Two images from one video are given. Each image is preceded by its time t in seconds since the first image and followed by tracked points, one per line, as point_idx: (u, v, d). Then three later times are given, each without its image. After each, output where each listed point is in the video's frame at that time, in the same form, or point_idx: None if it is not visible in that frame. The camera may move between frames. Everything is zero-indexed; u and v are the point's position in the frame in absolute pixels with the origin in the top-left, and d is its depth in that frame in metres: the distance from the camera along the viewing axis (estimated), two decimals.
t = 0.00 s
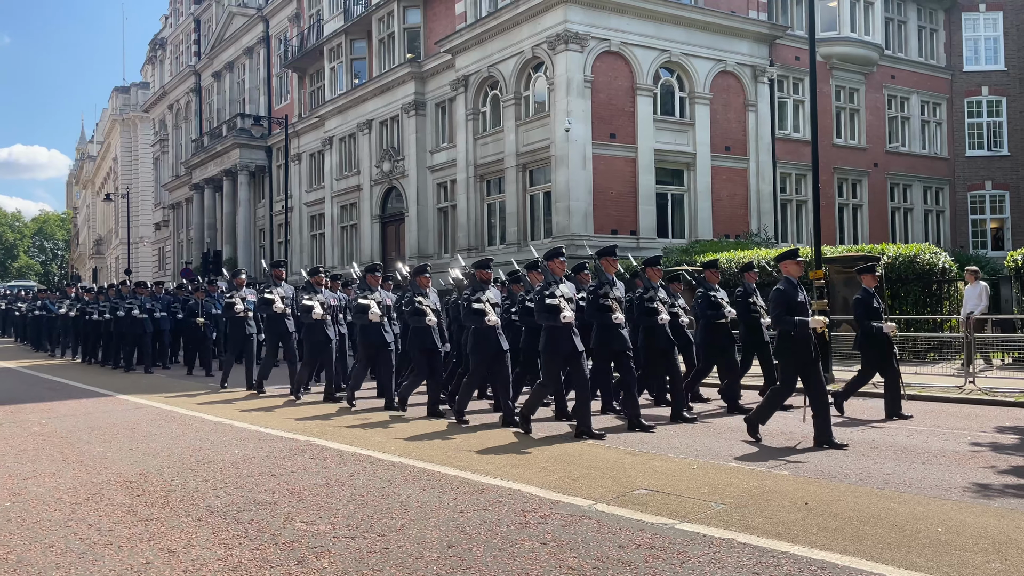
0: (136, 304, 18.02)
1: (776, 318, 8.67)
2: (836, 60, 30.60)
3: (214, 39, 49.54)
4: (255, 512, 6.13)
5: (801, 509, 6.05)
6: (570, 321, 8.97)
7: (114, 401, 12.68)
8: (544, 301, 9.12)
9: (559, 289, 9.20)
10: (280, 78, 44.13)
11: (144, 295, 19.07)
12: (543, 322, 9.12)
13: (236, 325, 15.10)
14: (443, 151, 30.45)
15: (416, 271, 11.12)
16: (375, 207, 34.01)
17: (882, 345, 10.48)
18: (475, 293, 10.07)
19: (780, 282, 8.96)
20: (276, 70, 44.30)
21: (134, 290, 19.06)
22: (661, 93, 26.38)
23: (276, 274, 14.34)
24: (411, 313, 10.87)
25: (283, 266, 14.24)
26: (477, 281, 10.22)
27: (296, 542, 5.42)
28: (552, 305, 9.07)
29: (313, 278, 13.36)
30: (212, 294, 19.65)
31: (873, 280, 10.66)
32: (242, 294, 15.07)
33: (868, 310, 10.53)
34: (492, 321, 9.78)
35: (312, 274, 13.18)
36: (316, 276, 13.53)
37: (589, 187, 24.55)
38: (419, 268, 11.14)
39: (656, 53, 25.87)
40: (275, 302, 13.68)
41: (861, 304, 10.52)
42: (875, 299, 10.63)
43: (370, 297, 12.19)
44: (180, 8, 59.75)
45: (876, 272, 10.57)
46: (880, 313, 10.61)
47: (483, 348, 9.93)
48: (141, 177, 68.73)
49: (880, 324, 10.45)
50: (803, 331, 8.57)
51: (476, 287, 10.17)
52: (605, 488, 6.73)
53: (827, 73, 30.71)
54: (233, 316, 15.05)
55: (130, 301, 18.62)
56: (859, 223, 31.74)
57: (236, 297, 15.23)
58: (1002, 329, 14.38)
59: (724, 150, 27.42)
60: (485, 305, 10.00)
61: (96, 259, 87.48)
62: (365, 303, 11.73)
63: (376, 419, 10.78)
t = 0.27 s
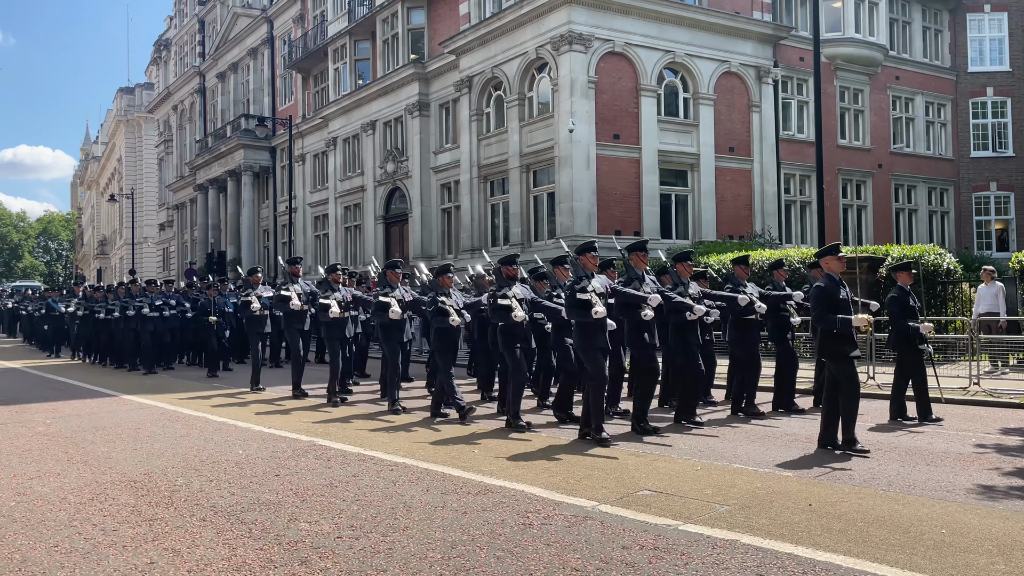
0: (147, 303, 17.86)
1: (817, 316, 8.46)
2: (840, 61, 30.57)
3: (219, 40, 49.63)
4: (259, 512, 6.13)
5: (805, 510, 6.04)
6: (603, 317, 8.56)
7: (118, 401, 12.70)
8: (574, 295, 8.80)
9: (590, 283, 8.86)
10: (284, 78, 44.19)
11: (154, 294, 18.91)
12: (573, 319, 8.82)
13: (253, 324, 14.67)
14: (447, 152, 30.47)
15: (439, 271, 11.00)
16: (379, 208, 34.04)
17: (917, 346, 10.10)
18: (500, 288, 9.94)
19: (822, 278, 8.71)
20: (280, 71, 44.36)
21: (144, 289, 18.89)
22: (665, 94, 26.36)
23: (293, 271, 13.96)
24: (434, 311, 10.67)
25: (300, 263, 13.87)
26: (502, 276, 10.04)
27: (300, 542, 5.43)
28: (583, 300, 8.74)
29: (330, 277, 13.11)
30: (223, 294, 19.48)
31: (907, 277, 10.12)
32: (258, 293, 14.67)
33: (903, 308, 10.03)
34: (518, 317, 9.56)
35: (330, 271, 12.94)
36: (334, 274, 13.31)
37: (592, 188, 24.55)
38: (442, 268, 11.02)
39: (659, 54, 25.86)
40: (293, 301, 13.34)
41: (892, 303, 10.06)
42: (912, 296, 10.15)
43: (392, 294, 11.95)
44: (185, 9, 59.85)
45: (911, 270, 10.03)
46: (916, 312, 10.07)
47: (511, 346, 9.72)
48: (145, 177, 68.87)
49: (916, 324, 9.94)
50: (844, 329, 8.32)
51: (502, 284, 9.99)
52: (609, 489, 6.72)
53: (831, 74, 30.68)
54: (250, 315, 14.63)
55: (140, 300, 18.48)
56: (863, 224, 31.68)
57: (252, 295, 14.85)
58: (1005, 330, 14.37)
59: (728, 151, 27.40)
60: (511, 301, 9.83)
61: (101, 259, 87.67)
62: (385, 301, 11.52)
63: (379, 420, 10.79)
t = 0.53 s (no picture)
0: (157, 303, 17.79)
1: (862, 322, 8.00)
2: (845, 62, 30.53)
3: (224, 40, 49.72)
4: (264, 513, 6.14)
5: (810, 512, 6.03)
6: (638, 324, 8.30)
7: (123, 401, 12.73)
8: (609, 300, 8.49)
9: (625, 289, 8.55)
10: (289, 79, 44.27)
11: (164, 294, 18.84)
12: (608, 326, 8.52)
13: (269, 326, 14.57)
14: (451, 153, 30.49)
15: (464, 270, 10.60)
16: (383, 208, 34.07)
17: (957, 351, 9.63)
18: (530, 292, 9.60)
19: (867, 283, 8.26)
20: (285, 72, 44.45)
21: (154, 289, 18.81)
22: (669, 94, 26.34)
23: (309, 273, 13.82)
24: (461, 312, 10.40)
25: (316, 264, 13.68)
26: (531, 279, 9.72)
27: (305, 542, 5.43)
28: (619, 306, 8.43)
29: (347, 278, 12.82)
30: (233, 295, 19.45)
31: (946, 279, 9.80)
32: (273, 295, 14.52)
33: (942, 313, 9.62)
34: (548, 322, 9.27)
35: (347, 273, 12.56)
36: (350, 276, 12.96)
37: (596, 189, 24.54)
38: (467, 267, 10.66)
39: (664, 54, 25.84)
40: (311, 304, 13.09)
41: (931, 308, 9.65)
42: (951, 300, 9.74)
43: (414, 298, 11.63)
44: (190, 9, 59.98)
45: (949, 271, 9.83)
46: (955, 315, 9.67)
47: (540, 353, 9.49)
48: (150, 177, 69.00)
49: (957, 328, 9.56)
50: (893, 336, 7.85)
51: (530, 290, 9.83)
52: (613, 490, 6.72)
53: (836, 75, 30.64)
54: (265, 317, 14.54)
55: (150, 301, 18.42)
56: (868, 226, 31.61)
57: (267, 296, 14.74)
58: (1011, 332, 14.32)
59: (732, 152, 27.38)
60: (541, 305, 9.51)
61: (106, 259, 87.83)
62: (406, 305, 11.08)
63: (383, 420, 10.80)
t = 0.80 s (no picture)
0: (169, 302, 17.63)
1: (914, 317, 7.79)
2: (851, 63, 30.49)
3: (230, 40, 49.80)
4: (268, 512, 6.14)
5: (814, 514, 6.02)
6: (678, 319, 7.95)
7: (127, 399, 12.75)
8: (645, 293, 8.15)
9: (663, 281, 8.20)
10: (294, 79, 44.32)
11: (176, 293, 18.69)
12: (643, 319, 8.16)
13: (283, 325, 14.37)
14: (456, 153, 30.50)
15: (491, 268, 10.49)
16: (387, 208, 34.09)
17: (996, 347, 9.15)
18: (559, 288, 9.24)
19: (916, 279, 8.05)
20: (290, 72, 44.53)
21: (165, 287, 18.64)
22: (674, 95, 26.31)
23: (324, 270, 13.60)
24: (488, 311, 10.21)
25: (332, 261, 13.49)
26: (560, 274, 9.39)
27: (309, 542, 5.43)
28: (657, 299, 8.09)
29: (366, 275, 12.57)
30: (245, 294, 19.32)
31: (986, 279, 9.70)
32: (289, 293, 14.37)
33: (982, 312, 9.51)
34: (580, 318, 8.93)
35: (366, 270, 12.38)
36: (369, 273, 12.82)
37: (600, 190, 24.53)
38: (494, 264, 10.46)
39: (669, 55, 25.82)
40: (328, 302, 12.95)
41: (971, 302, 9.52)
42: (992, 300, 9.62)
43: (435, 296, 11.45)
44: (195, 9, 60.08)
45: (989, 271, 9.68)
46: (994, 315, 9.57)
47: (567, 348, 9.20)
48: (155, 177, 69.14)
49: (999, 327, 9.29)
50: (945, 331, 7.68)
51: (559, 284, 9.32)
52: (617, 491, 6.72)
53: (841, 76, 30.59)
54: (279, 316, 14.28)
55: (161, 299, 18.28)
56: (873, 227, 31.54)
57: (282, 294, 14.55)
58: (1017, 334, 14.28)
59: (737, 153, 27.35)
60: (572, 302, 9.16)
61: (111, 258, 88.04)
62: (428, 302, 10.99)
63: (386, 420, 10.80)
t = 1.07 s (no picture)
0: (183, 303, 17.42)
1: (970, 326, 7.47)
2: (857, 65, 30.43)
3: (235, 40, 49.90)
4: (272, 511, 6.15)
5: (819, 516, 6.01)
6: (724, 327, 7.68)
7: (133, 398, 12.77)
8: (690, 301, 7.91)
9: (707, 290, 7.96)
10: (300, 79, 44.39)
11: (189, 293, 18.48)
12: (688, 328, 7.91)
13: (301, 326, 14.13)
14: (460, 153, 30.52)
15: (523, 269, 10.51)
16: (392, 208, 34.13)
17: None
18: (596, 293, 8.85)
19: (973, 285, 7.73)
20: (295, 72, 44.61)
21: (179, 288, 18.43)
22: (679, 96, 26.29)
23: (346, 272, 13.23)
24: (519, 314, 10.03)
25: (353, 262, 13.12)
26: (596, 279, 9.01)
27: (313, 541, 5.44)
28: (701, 307, 7.86)
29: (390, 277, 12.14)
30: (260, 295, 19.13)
31: None
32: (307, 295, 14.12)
33: None
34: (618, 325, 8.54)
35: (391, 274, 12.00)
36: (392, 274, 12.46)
37: (605, 190, 24.52)
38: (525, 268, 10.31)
39: (674, 56, 25.80)
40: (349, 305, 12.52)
41: (1018, 309, 9.22)
42: None
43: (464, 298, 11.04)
44: (202, 9, 60.19)
45: None
46: None
47: (604, 359, 8.74)
48: (161, 176, 69.31)
49: None
50: (1002, 343, 7.35)
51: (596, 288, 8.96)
52: (622, 492, 6.71)
53: (847, 77, 30.54)
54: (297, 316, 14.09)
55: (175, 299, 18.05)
56: (878, 228, 31.47)
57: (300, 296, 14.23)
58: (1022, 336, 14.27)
59: (742, 154, 27.32)
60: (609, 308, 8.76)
61: (117, 257, 88.24)
62: (456, 304, 10.79)
63: (392, 420, 10.80)
